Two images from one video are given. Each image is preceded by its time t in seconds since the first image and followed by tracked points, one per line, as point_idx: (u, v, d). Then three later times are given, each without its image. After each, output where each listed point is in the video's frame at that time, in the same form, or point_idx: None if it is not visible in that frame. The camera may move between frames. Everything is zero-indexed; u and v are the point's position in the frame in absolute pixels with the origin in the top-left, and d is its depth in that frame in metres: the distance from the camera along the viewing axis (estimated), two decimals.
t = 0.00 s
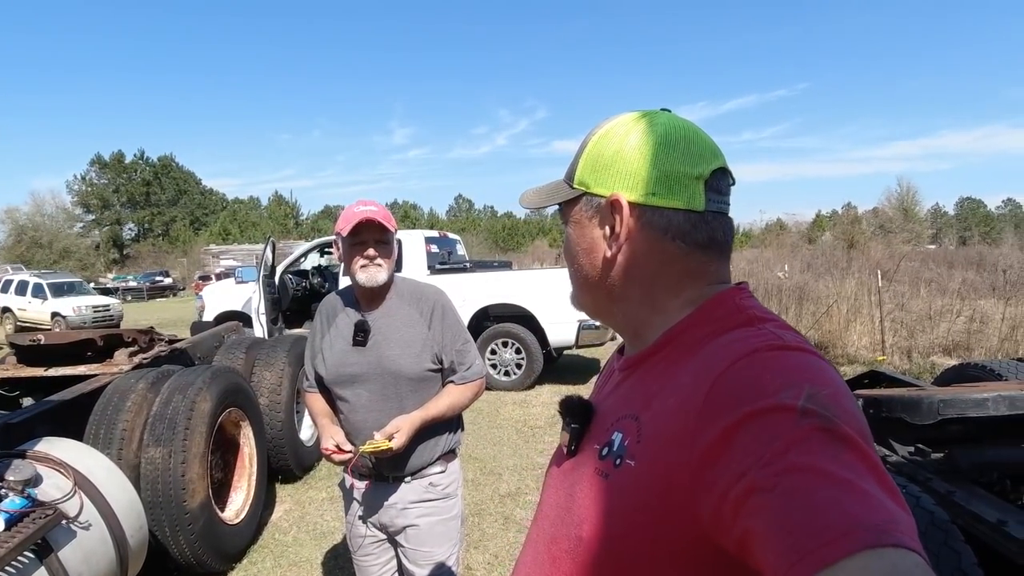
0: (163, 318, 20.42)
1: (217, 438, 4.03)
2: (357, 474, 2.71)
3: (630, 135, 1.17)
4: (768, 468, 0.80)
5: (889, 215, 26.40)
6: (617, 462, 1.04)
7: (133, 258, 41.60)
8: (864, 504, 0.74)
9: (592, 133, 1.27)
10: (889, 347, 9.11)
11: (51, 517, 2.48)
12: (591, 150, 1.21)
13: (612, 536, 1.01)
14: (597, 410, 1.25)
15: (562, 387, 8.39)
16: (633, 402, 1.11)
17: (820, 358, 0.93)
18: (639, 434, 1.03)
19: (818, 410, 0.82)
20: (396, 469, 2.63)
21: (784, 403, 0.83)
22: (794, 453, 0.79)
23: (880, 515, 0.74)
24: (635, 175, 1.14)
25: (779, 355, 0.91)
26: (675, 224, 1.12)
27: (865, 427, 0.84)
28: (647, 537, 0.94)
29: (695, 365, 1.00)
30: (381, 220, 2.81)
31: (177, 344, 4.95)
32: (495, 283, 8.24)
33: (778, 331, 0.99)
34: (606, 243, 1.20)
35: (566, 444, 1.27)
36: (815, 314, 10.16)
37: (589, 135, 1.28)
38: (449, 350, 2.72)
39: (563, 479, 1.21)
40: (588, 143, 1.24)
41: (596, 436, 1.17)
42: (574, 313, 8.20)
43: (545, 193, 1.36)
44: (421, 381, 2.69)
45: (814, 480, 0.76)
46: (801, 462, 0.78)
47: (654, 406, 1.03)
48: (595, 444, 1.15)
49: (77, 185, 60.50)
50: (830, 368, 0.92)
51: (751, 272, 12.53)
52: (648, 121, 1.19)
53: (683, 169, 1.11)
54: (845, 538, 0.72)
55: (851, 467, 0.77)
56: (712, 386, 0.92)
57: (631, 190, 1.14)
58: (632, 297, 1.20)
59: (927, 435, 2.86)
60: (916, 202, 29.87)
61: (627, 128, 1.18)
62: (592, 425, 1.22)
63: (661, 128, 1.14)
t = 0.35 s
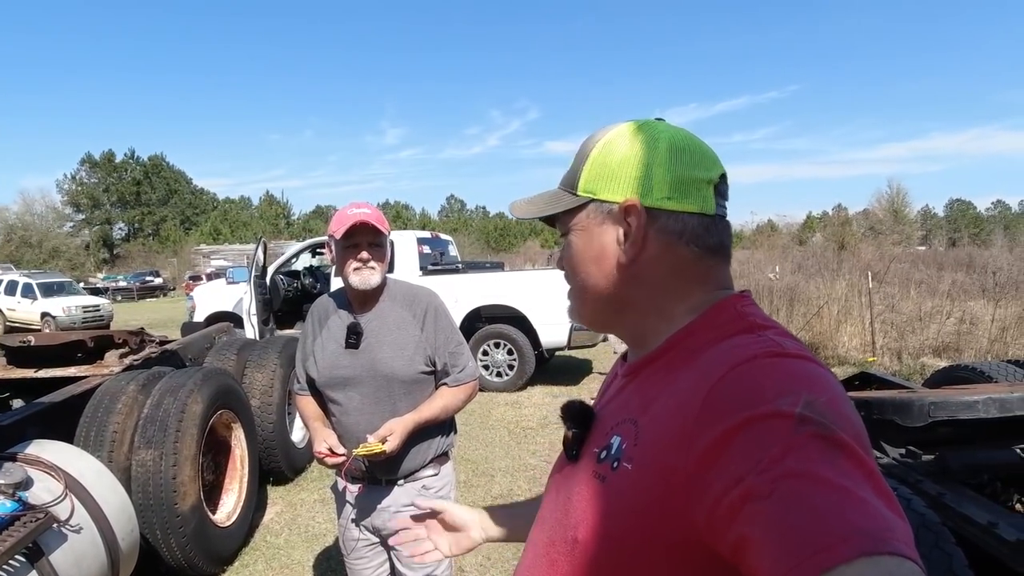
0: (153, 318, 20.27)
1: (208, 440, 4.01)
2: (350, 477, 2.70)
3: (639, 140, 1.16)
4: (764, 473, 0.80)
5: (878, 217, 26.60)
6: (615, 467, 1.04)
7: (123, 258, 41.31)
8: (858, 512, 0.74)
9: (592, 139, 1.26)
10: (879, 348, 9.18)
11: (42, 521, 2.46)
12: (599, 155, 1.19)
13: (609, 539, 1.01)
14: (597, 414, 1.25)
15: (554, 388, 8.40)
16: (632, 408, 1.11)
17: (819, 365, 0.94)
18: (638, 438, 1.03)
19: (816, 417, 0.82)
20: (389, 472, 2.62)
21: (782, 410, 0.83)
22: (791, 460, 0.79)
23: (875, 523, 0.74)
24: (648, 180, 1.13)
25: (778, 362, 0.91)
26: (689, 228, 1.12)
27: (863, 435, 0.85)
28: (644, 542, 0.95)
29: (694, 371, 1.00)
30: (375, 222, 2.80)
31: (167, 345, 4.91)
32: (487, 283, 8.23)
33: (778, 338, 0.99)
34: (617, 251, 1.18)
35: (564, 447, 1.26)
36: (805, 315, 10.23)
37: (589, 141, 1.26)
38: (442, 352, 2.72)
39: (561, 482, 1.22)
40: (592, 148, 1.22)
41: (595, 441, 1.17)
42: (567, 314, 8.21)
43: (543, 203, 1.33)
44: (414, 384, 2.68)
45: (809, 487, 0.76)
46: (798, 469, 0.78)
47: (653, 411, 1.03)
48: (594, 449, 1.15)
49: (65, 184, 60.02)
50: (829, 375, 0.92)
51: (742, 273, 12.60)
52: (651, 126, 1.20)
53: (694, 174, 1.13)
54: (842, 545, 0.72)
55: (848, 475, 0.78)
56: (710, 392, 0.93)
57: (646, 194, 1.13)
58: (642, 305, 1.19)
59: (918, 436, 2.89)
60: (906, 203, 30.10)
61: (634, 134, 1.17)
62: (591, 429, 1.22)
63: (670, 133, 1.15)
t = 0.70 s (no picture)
0: (136, 319, 20.02)
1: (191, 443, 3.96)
2: (337, 481, 2.68)
3: (687, 143, 1.18)
4: (772, 483, 0.80)
5: (860, 217, 26.88)
6: (619, 477, 1.04)
7: (104, 258, 40.74)
8: (867, 520, 0.74)
9: (625, 128, 1.23)
10: (862, 347, 9.26)
11: (24, 528, 2.42)
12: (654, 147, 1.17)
13: (612, 551, 1.00)
14: (596, 426, 1.24)
15: (540, 389, 8.40)
16: (634, 417, 1.11)
17: (823, 373, 0.94)
18: (642, 449, 1.03)
19: (823, 425, 0.82)
20: (376, 476, 2.60)
21: (789, 418, 0.83)
22: (798, 469, 0.79)
23: (882, 531, 0.74)
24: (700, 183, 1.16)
25: (783, 370, 0.91)
26: (723, 236, 1.19)
27: (869, 442, 0.85)
28: (650, 554, 0.94)
29: (700, 379, 1.00)
30: (363, 222, 2.78)
31: (150, 347, 4.84)
32: (472, 283, 8.21)
33: (782, 346, 1.00)
34: (667, 251, 1.15)
35: (564, 459, 1.26)
36: (789, 314, 10.32)
37: (620, 130, 1.23)
38: (429, 355, 2.71)
39: (562, 493, 1.21)
40: (635, 140, 1.19)
41: (596, 451, 1.17)
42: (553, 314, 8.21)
43: (564, 192, 1.24)
44: (401, 387, 2.66)
45: (816, 495, 0.76)
46: (804, 478, 0.78)
47: (658, 421, 1.03)
48: (595, 458, 1.15)
49: (45, 183, 59.15)
50: (833, 382, 0.92)
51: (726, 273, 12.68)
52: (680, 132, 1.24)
53: (724, 188, 1.21)
54: (851, 555, 0.72)
55: (855, 484, 0.78)
56: (715, 402, 0.93)
57: (703, 198, 1.15)
58: (675, 311, 1.17)
59: (904, 437, 2.92)
60: (887, 203, 30.45)
61: (679, 136, 1.19)
62: (592, 438, 1.22)
63: (706, 146, 1.22)
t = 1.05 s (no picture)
0: (133, 315, 19.97)
1: (189, 440, 3.96)
2: (335, 478, 2.68)
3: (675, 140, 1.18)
4: (763, 479, 0.80)
5: (859, 216, 26.87)
6: (615, 475, 1.04)
7: (102, 254, 40.64)
8: (860, 513, 0.74)
9: (611, 129, 1.22)
10: (860, 346, 9.26)
11: (21, 524, 2.41)
12: (641, 147, 1.17)
13: (609, 550, 1.01)
14: (591, 426, 1.24)
15: (537, 387, 8.41)
16: (629, 416, 1.11)
17: (813, 366, 0.94)
18: (637, 447, 1.03)
19: (814, 418, 0.82)
20: (375, 473, 2.60)
21: (780, 412, 0.83)
22: (788, 463, 0.79)
23: (876, 522, 0.74)
24: (689, 180, 1.16)
25: (773, 364, 0.91)
26: (712, 230, 1.19)
27: (861, 434, 0.84)
28: (645, 551, 0.95)
29: (692, 376, 1.00)
30: (362, 218, 2.78)
31: (147, 344, 4.84)
32: (470, 280, 8.21)
33: (772, 340, 0.99)
34: (657, 249, 1.15)
35: (560, 461, 1.26)
36: (787, 312, 10.32)
37: (607, 130, 1.22)
38: (428, 352, 2.70)
39: (559, 493, 1.21)
40: (622, 140, 1.19)
41: (592, 450, 1.17)
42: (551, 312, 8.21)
43: (558, 194, 1.23)
44: (400, 385, 2.66)
45: (810, 489, 0.76)
46: (797, 472, 0.78)
47: (652, 418, 1.03)
48: (591, 458, 1.14)
49: (42, 178, 58.96)
50: (824, 375, 0.92)
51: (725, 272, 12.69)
52: (666, 129, 1.23)
53: (711, 183, 1.21)
54: (844, 548, 0.72)
55: (847, 476, 0.78)
56: (708, 399, 0.93)
57: (691, 194, 1.15)
58: (667, 308, 1.17)
59: (902, 436, 2.94)
60: (886, 202, 30.45)
61: (666, 134, 1.18)
62: (588, 438, 1.22)
63: (692, 142, 1.21)
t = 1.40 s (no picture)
0: (124, 315, 19.83)
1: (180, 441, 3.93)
2: (331, 480, 2.67)
3: (670, 142, 1.16)
4: (767, 484, 0.81)
5: (848, 216, 27.05)
6: (618, 478, 1.04)
7: (91, 253, 40.28)
8: (862, 522, 0.75)
9: (605, 135, 1.24)
10: (850, 345, 9.32)
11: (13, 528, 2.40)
12: (624, 154, 1.18)
13: (610, 552, 1.01)
14: (593, 427, 1.25)
15: (530, 386, 8.42)
16: (632, 419, 1.11)
17: (819, 373, 0.94)
18: (640, 450, 1.03)
19: (818, 426, 0.82)
20: (371, 475, 2.60)
21: (784, 418, 0.84)
22: (793, 470, 0.80)
23: (877, 531, 0.74)
24: (675, 183, 1.14)
25: (779, 371, 0.91)
26: (709, 233, 1.15)
27: (865, 443, 0.85)
28: (647, 555, 0.95)
29: (696, 380, 1.01)
30: (359, 219, 2.77)
31: (138, 344, 4.80)
32: (462, 279, 8.20)
33: (779, 346, 1.00)
34: (638, 253, 1.16)
35: (563, 461, 1.26)
36: (778, 311, 10.38)
37: (601, 137, 1.24)
38: (425, 354, 2.70)
39: (562, 494, 1.21)
40: (609, 147, 1.20)
41: (595, 452, 1.17)
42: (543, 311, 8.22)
43: (558, 202, 1.25)
44: (396, 386, 2.66)
45: (811, 496, 0.77)
46: (799, 479, 0.78)
47: (656, 422, 1.03)
48: (594, 460, 1.15)
49: (30, 176, 58.39)
50: (829, 382, 0.92)
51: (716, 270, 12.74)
52: (667, 129, 1.21)
53: (711, 183, 1.17)
54: (844, 555, 0.73)
55: (849, 484, 0.78)
56: (713, 403, 0.93)
57: (674, 197, 1.13)
58: (652, 311, 1.18)
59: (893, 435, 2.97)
60: (875, 201, 30.67)
61: (658, 136, 1.16)
62: (591, 440, 1.22)
63: (692, 142, 1.17)
